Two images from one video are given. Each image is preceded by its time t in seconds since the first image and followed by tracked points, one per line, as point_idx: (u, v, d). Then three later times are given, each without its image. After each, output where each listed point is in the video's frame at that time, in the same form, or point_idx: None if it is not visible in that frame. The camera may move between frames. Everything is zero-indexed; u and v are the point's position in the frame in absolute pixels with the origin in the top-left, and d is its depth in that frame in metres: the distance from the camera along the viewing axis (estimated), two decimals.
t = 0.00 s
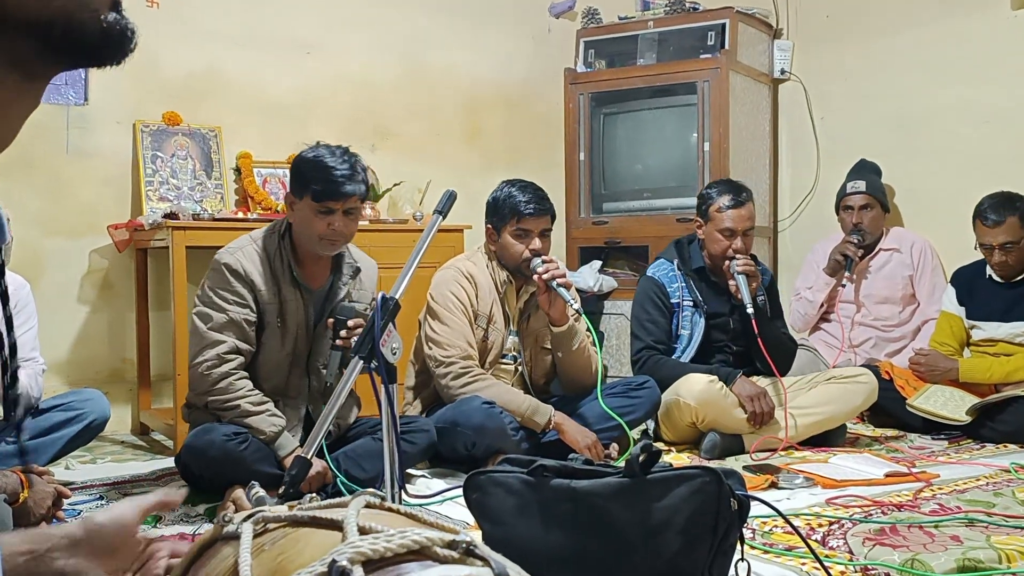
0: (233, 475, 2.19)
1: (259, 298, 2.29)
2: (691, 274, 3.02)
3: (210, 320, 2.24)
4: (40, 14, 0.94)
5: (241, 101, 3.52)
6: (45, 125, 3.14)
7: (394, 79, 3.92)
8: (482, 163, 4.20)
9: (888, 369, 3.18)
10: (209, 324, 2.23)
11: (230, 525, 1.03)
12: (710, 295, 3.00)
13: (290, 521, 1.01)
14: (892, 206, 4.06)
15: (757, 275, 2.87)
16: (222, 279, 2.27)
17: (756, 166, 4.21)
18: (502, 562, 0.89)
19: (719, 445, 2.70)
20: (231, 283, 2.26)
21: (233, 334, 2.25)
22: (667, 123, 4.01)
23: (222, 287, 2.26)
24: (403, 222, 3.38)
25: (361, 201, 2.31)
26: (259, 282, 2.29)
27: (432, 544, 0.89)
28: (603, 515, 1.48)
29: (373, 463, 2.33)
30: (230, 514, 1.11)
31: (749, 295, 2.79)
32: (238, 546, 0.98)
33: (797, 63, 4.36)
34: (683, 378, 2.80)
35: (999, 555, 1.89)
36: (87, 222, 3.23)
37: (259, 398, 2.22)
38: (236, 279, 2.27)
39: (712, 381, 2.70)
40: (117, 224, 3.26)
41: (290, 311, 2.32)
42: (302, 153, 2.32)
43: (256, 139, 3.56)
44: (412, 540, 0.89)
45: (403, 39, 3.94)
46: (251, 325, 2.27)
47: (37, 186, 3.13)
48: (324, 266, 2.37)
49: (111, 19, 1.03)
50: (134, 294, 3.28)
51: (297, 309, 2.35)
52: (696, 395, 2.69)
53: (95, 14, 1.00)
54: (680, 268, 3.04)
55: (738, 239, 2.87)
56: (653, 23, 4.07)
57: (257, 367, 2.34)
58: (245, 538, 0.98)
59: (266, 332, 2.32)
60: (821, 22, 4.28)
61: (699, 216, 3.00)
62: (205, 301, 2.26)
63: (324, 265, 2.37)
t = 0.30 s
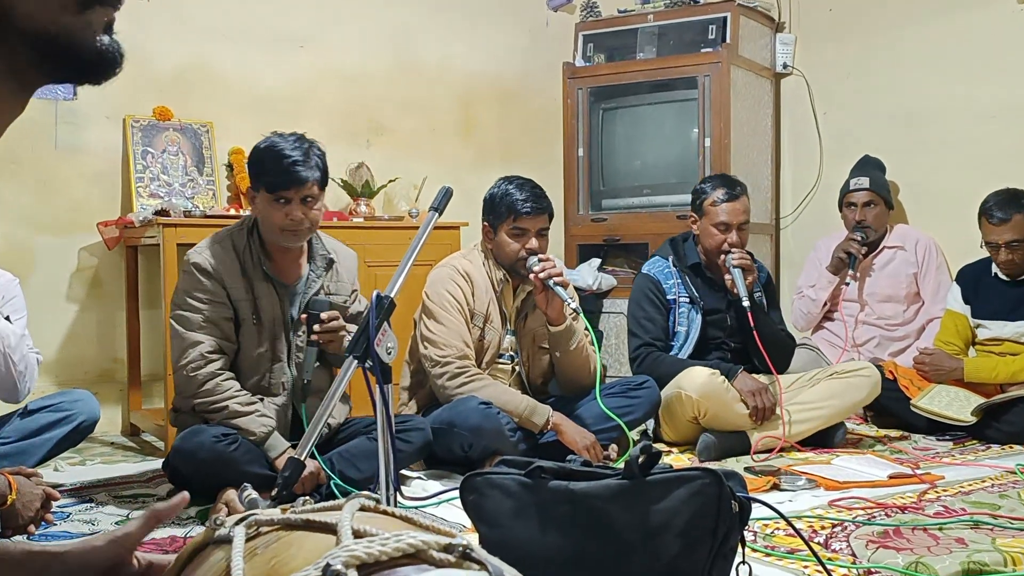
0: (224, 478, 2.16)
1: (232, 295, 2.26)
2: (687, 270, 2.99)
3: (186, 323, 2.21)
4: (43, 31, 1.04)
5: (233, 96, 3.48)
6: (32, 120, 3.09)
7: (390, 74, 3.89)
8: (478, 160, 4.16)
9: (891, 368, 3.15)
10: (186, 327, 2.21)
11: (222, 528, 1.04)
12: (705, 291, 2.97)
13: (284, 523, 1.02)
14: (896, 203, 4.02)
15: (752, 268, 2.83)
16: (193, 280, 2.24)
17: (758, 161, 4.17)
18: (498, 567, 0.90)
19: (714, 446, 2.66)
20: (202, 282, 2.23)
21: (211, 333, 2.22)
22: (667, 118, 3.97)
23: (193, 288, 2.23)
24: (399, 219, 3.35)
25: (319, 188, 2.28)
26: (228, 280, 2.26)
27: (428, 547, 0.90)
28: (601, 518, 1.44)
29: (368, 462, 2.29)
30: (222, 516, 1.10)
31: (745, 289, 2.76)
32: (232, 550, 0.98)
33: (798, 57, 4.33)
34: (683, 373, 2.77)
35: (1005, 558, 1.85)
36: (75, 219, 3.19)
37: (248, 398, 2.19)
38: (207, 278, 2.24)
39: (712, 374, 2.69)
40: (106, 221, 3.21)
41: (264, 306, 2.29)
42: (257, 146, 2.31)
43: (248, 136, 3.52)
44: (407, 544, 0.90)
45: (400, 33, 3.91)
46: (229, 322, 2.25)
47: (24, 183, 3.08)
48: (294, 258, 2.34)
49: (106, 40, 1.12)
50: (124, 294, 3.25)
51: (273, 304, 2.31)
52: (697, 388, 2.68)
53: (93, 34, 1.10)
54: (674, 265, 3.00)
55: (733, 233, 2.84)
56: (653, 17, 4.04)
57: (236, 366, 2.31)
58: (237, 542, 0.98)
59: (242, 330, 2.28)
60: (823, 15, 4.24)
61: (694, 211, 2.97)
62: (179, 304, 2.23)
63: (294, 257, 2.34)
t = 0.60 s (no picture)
0: (216, 479, 2.12)
1: (218, 290, 2.23)
2: (688, 266, 2.95)
3: (174, 320, 2.18)
4: (15, 15, 0.98)
5: (226, 91, 3.44)
6: (21, 114, 3.05)
7: (388, 69, 3.86)
8: (475, 155, 4.13)
9: (895, 368, 3.12)
10: (173, 324, 2.18)
11: (212, 529, 1.01)
12: (705, 287, 2.93)
13: (275, 524, 0.98)
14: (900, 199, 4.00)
15: (753, 264, 2.77)
16: (177, 278, 2.21)
17: (759, 156, 4.13)
18: (493, 567, 0.87)
19: (716, 448, 2.60)
20: (187, 279, 2.20)
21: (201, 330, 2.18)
22: (667, 113, 3.93)
23: (179, 284, 2.20)
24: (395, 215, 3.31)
25: (291, 173, 2.25)
26: (213, 275, 2.23)
27: (422, 546, 0.87)
28: (600, 520, 1.40)
29: (364, 462, 2.26)
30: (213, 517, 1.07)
31: (743, 285, 2.72)
32: (222, 551, 0.95)
33: (800, 51, 4.30)
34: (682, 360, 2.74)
35: (1009, 560, 1.82)
36: (65, 215, 3.16)
37: (241, 395, 2.16)
38: (192, 275, 2.21)
39: (710, 364, 2.68)
40: (96, 217, 3.18)
41: (250, 300, 2.26)
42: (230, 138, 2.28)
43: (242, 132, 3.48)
44: (400, 543, 0.87)
45: (398, 27, 3.87)
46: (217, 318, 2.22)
47: (13, 178, 3.04)
48: (276, 251, 2.31)
49: (81, 23, 1.06)
50: (114, 291, 3.22)
51: (260, 298, 2.28)
52: (697, 379, 2.66)
53: (65, 18, 1.03)
54: (675, 260, 2.97)
55: (733, 228, 2.81)
56: (653, 10, 4.01)
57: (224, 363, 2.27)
58: (228, 542, 0.95)
59: (229, 326, 2.25)
60: (824, 10, 4.21)
61: (696, 205, 2.94)
62: (166, 302, 2.20)
63: (276, 250, 2.31)
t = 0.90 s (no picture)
0: (207, 478, 2.10)
1: (212, 283, 2.20)
2: (698, 264, 2.91)
3: (169, 314, 2.14)
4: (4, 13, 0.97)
5: (219, 84, 3.41)
6: (10, 107, 3.02)
7: (385, 64, 3.83)
8: (471, 150, 4.10)
9: (897, 366, 3.08)
10: (167, 318, 2.14)
11: (207, 530, 0.97)
12: (714, 286, 2.90)
13: (270, 526, 0.95)
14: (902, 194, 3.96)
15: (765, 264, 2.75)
16: (170, 271, 2.17)
17: (759, 150, 4.09)
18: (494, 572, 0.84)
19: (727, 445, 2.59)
20: (181, 272, 2.17)
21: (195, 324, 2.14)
22: (666, 107, 3.90)
23: (172, 278, 2.17)
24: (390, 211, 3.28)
25: (279, 163, 2.23)
26: (207, 268, 2.19)
27: (421, 550, 0.84)
28: (598, 520, 1.37)
29: (358, 461, 2.22)
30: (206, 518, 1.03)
31: (756, 284, 2.69)
32: (215, 552, 0.92)
33: (801, 44, 4.26)
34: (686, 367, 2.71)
35: (1012, 560, 1.78)
36: (54, 211, 3.12)
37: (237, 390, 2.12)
38: (184, 267, 2.18)
39: (713, 370, 2.65)
40: (86, 213, 3.14)
41: (243, 293, 2.23)
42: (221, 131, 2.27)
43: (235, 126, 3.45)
44: (398, 546, 0.84)
45: (395, 21, 3.84)
46: (211, 311, 2.19)
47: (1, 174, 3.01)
48: (268, 244, 2.29)
49: (66, 22, 1.06)
50: (104, 289, 3.18)
51: (252, 291, 2.25)
52: (698, 383, 2.63)
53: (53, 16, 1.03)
54: (686, 257, 2.92)
55: (744, 227, 2.77)
56: (652, 3, 3.97)
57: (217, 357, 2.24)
58: (222, 543, 0.92)
59: (223, 320, 2.21)
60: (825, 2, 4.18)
61: (706, 201, 2.90)
62: (160, 296, 2.16)
63: (268, 243, 2.29)
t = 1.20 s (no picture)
0: (199, 478, 2.07)
1: (207, 277, 2.16)
2: (719, 262, 2.84)
3: (164, 307, 2.11)
4: None
5: (212, 78, 3.38)
6: None
7: (383, 58, 3.80)
8: (467, 145, 4.06)
9: (900, 364, 3.05)
10: (162, 311, 2.10)
11: (198, 532, 0.94)
12: (734, 286, 2.85)
13: (262, 526, 0.92)
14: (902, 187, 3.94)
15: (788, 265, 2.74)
16: (164, 264, 2.13)
17: (759, 144, 4.06)
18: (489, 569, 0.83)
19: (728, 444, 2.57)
20: (176, 265, 2.13)
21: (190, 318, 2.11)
22: (666, 101, 3.87)
23: (167, 270, 2.13)
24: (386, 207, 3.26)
25: (274, 153, 2.20)
26: (203, 260, 2.16)
27: (415, 549, 0.83)
28: (596, 520, 1.34)
29: (353, 461, 2.19)
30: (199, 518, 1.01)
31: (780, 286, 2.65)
32: (207, 555, 0.89)
33: (802, 36, 4.22)
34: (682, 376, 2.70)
35: (1016, 559, 1.76)
36: (43, 207, 3.09)
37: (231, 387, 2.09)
38: (179, 260, 2.14)
39: (711, 380, 2.62)
40: (76, 209, 3.11)
41: (238, 288, 2.20)
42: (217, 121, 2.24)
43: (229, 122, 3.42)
44: (392, 546, 0.82)
45: (392, 14, 3.81)
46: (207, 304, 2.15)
47: None
48: (264, 237, 2.26)
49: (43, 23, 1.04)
50: (95, 286, 3.15)
51: (246, 284, 2.22)
52: (696, 391, 2.61)
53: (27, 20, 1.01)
54: (709, 254, 2.85)
55: (767, 227, 2.73)
56: None
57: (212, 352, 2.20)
58: (212, 546, 0.89)
59: (218, 314, 2.18)
60: None
61: (723, 200, 2.85)
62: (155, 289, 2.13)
63: (264, 237, 2.26)
